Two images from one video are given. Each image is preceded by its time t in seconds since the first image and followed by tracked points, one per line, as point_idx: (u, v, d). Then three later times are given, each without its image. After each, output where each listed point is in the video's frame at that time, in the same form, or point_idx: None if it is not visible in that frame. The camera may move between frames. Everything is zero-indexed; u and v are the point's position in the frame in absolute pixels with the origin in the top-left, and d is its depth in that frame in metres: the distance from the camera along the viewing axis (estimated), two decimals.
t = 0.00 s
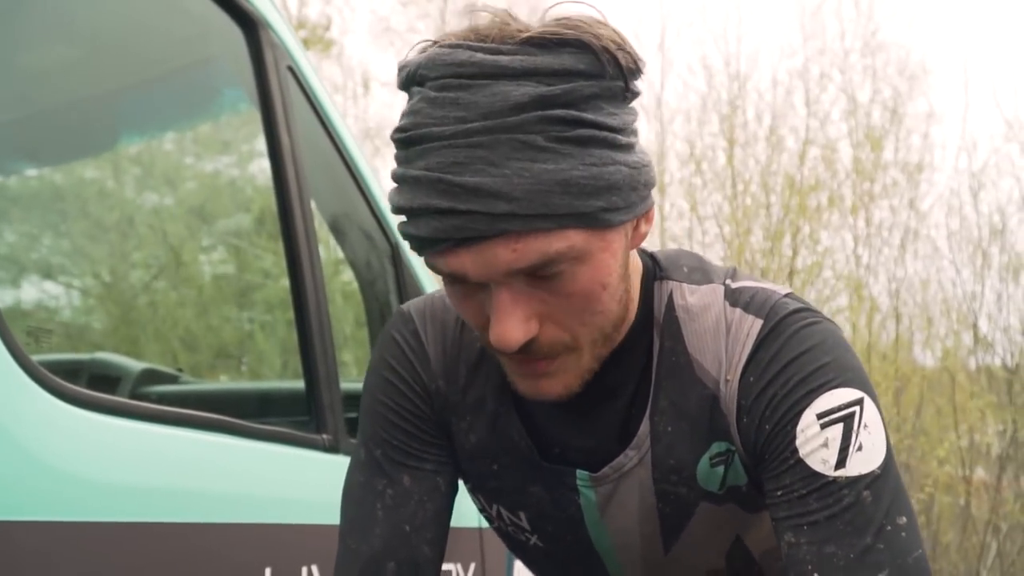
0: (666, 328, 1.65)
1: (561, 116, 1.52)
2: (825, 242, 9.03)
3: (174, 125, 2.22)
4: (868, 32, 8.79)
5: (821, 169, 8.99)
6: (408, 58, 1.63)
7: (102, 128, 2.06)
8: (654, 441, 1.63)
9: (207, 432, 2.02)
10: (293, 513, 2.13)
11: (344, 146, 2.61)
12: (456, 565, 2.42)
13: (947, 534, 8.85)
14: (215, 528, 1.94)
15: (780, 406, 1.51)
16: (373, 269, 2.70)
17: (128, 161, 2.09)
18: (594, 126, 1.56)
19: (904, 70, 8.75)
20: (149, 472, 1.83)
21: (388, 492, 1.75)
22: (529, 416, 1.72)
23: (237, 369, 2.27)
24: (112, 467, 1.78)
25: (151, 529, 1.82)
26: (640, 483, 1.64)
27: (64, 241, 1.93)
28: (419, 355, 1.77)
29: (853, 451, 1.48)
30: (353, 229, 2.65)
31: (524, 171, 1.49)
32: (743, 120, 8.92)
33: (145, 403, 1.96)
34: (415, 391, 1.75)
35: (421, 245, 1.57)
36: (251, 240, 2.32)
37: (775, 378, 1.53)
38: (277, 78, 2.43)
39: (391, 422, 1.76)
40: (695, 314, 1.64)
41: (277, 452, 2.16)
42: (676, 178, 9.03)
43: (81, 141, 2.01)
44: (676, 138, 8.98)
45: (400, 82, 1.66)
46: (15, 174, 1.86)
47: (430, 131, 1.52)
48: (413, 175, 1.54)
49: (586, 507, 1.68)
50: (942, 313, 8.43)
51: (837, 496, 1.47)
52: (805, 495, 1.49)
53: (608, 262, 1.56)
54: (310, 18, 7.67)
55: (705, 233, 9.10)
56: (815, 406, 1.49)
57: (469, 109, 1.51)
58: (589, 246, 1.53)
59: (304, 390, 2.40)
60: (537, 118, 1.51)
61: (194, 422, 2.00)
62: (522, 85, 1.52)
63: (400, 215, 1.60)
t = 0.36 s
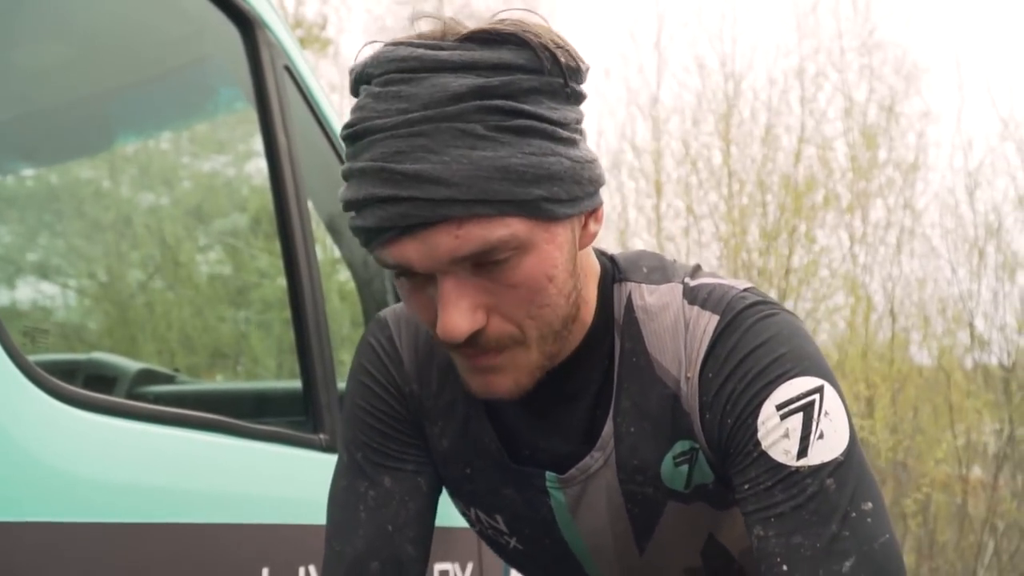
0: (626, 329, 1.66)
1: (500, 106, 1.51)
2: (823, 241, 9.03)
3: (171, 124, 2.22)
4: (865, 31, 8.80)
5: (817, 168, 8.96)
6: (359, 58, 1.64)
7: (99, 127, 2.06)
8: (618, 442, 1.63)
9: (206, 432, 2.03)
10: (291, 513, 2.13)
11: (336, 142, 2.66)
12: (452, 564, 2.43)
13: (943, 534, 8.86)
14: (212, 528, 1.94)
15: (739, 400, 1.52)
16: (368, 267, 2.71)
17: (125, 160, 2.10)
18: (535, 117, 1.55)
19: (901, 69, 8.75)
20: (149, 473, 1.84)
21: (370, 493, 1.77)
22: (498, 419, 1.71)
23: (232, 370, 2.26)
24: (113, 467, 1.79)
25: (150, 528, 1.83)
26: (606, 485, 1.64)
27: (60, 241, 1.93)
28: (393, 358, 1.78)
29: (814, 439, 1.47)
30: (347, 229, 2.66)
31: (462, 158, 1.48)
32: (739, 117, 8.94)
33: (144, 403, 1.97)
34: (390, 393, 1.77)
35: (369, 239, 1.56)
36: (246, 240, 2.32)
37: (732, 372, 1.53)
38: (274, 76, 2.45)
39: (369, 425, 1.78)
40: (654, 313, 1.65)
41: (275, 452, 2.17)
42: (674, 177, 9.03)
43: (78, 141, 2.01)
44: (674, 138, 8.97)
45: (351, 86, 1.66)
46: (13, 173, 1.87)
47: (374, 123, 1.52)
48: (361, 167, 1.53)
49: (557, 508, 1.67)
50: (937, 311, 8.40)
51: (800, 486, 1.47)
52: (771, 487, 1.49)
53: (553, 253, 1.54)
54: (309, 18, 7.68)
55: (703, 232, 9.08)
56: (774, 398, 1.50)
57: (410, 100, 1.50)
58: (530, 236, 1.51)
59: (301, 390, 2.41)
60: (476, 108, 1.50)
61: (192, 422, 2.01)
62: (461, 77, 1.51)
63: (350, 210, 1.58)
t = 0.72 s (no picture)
0: (669, 329, 1.66)
1: (578, 61, 1.58)
2: (821, 241, 9.02)
3: (166, 122, 2.21)
4: (863, 31, 8.78)
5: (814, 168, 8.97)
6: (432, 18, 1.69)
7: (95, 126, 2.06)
8: (658, 444, 1.62)
9: (203, 430, 2.02)
10: (291, 513, 2.13)
11: (335, 138, 2.58)
12: (450, 563, 2.41)
13: (937, 534, 8.72)
14: (209, 527, 1.93)
15: (787, 408, 1.52)
16: (366, 266, 2.69)
17: (120, 159, 2.09)
18: (609, 80, 1.62)
19: (898, 70, 8.70)
20: (147, 472, 1.83)
21: (384, 490, 1.74)
22: (531, 416, 1.72)
23: (230, 369, 2.25)
24: (112, 466, 1.78)
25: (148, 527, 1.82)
26: (642, 485, 1.64)
27: (55, 240, 1.92)
28: (417, 350, 1.77)
29: (859, 454, 1.48)
30: (346, 228, 2.64)
31: (537, 106, 1.53)
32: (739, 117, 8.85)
33: (145, 403, 1.95)
34: (414, 387, 1.76)
35: (428, 186, 1.57)
36: (244, 238, 2.31)
37: (782, 380, 1.53)
38: (270, 75, 2.42)
39: (389, 419, 1.76)
40: (699, 316, 1.65)
41: (274, 450, 2.16)
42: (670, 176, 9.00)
43: (74, 139, 2.00)
44: (670, 138, 8.95)
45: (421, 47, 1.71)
46: (8, 171, 1.85)
47: (449, 69, 1.57)
48: (432, 109, 1.57)
49: (588, 510, 1.67)
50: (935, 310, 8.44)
51: (841, 498, 1.47)
52: (810, 497, 1.49)
53: (614, 220, 1.58)
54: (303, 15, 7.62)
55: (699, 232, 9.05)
56: (822, 408, 1.50)
57: (490, 47, 1.56)
58: (594, 199, 1.55)
59: (297, 389, 2.39)
60: (554, 60, 1.56)
61: (188, 420, 2.00)
62: (542, 30, 1.58)
63: (413, 156, 1.60)
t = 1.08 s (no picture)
0: (643, 324, 1.66)
1: (551, 59, 1.57)
2: (819, 241, 8.96)
3: (163, 119, 2.22)
4: (862, 31, 8.79)
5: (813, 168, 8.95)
6: (411, 15, 1.70)
7: (94, 125, 2.09)
8: (633, 438, 1.62)
9: (201, 429, 2.02)
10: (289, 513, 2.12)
11: (335, 141, 2.58)
12: (446, 561, 2.42)
13: (935, 534, 8.73)
14: (204, 526, 1.92)
15: (758, 401, 1.51)
16: (362, 265, 2.67)
17: (116, 156, 2.10)
18: (582, 78, 1.61)
19: (897, 70, 8.76)
20: (143, 469, 1.83)
21: (375, 490, 1.75)
22: (512, 414, 1.72)
23: (226, 367, 2.25)
24: (108, 464, 1.78)
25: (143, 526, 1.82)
26: (620, 481, 1.63)
27: (52, 237, 1.93)
28: (404, 354, 1.77)
29: (833, 445, 1.47)
30: (342, 225, 2.62)
31: (510, 100, 1.52)
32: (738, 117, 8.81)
33: (141, 400, 1.95)
34: (401, 390, 1.75)
35: (402, 179, 1.59)
36: (241, 236, 2.30)
37: (753, 374, 1.53)
38: (268, 72, 2.39)
39: (378, 421, 1.76)
40: (672, 310, 1.65)
41: (273, 450, 2.15)
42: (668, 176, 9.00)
43: (70, 136, 2.01)
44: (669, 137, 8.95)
45: (399, 43, 1.70)
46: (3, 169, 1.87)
47: (424, 64, 1.57)
48: (406, 104, 1.57)
49: (568, 505, 1.67)
50: (932, 310, 8.46)
51: (818, 491, 1.46)
52: (787, 491, 1.49)
53: (585, 215, 1.59)
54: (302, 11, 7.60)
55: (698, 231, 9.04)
56: (794, 401, 1.49)
57: (464, 43, 1.55)
58: (565, 193, 1.56)
59: (295, 386, 2.37)
60: (528, 56, 1.55)
61: (185, 419, 2.00)
62: (517, 26, 1.57)
63: (388, 150, 1.61)
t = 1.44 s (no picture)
0: (631, 320, 1.65)
1: (535, 48, 1.57)
2: (815, 237, 8.91)
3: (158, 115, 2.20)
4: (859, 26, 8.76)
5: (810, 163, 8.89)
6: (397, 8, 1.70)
7: (90, 122, 2.09)
8: (622, 433, 1.61)
9: (196, 426, 2.02)
10: (286, 510, 2.11)
11: (333, 140, 2.57)
12: (442, 558, 2.40)
13: (932, 529, 8.78)
14: (201, 523, 1.92)
15: (748, 395, 1.51)
16: (358, 261, 2.67)
17: (113, 155, 2.09)
18: (567, 67, 1.60)
19: (892, 67, 8.74)
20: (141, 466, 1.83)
21: (365, 487, 1.75)
22: (500, 411, 1.72)
23: (224, 364, 2.24)
24: (106, 461, 1.78)
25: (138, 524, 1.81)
26: (609, 477, 1.63)
27: (48, 235, 1.92)
28: (392, 350, 1.78)
29: (822, 437, 1.47)
30: (338, 223, 2.61)
31: (494, 90, 1.52)
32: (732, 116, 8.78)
33: (131, 397, 1.94)
34: (390, 387, 1.76)
35: (389, 172, 1.59)
36: (237, 233, 2.30)
37: (741, 367, 1.52)
38: (263, 67, 2.39)
39: (366, 418, 1.76)
40: (660, 305, 1.65)
41: (268, 446, 2.15)
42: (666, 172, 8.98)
43: (66, 132, 2.02)
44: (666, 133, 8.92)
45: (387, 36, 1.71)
46: None
47: (409, 56, 1.57)
48: (392, 96, 1.57)
49: (557, 501, 1.66)
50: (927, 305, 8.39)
51: (807, 483, 1.46)
52: (776, 483, 1.48)
53: (573, 205, 1.59)
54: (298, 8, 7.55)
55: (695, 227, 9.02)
56: (782, 394, 1.48)
57: (448, 34, 1.56)
58: (553, 183, 1.56)
59: (290, 382, 2.37)
60: (512, 45, 1.55)
61: (179, 416, 2.00)
62: (500, 16, 1.57)
63: (376, 143, 1.61)
